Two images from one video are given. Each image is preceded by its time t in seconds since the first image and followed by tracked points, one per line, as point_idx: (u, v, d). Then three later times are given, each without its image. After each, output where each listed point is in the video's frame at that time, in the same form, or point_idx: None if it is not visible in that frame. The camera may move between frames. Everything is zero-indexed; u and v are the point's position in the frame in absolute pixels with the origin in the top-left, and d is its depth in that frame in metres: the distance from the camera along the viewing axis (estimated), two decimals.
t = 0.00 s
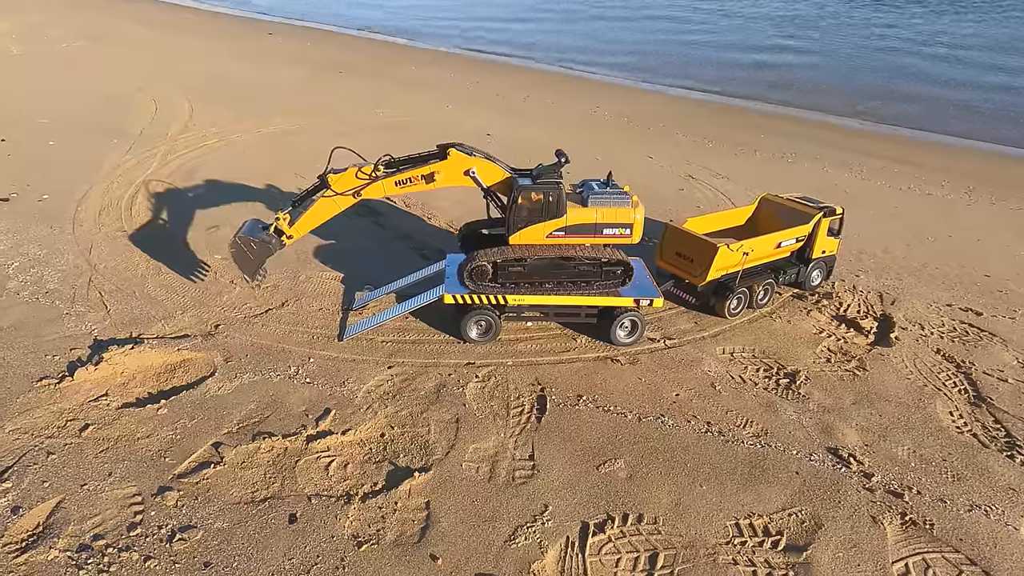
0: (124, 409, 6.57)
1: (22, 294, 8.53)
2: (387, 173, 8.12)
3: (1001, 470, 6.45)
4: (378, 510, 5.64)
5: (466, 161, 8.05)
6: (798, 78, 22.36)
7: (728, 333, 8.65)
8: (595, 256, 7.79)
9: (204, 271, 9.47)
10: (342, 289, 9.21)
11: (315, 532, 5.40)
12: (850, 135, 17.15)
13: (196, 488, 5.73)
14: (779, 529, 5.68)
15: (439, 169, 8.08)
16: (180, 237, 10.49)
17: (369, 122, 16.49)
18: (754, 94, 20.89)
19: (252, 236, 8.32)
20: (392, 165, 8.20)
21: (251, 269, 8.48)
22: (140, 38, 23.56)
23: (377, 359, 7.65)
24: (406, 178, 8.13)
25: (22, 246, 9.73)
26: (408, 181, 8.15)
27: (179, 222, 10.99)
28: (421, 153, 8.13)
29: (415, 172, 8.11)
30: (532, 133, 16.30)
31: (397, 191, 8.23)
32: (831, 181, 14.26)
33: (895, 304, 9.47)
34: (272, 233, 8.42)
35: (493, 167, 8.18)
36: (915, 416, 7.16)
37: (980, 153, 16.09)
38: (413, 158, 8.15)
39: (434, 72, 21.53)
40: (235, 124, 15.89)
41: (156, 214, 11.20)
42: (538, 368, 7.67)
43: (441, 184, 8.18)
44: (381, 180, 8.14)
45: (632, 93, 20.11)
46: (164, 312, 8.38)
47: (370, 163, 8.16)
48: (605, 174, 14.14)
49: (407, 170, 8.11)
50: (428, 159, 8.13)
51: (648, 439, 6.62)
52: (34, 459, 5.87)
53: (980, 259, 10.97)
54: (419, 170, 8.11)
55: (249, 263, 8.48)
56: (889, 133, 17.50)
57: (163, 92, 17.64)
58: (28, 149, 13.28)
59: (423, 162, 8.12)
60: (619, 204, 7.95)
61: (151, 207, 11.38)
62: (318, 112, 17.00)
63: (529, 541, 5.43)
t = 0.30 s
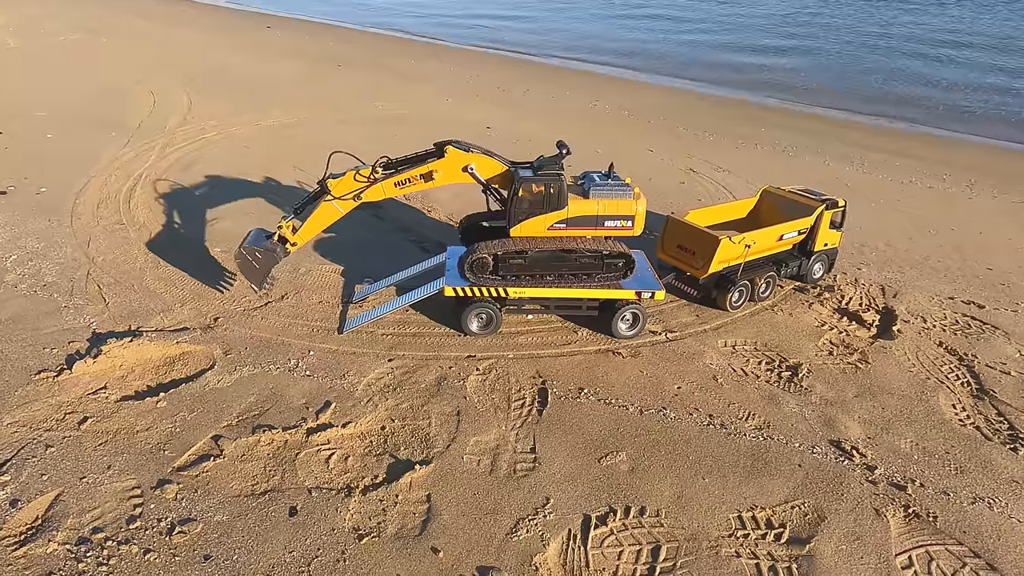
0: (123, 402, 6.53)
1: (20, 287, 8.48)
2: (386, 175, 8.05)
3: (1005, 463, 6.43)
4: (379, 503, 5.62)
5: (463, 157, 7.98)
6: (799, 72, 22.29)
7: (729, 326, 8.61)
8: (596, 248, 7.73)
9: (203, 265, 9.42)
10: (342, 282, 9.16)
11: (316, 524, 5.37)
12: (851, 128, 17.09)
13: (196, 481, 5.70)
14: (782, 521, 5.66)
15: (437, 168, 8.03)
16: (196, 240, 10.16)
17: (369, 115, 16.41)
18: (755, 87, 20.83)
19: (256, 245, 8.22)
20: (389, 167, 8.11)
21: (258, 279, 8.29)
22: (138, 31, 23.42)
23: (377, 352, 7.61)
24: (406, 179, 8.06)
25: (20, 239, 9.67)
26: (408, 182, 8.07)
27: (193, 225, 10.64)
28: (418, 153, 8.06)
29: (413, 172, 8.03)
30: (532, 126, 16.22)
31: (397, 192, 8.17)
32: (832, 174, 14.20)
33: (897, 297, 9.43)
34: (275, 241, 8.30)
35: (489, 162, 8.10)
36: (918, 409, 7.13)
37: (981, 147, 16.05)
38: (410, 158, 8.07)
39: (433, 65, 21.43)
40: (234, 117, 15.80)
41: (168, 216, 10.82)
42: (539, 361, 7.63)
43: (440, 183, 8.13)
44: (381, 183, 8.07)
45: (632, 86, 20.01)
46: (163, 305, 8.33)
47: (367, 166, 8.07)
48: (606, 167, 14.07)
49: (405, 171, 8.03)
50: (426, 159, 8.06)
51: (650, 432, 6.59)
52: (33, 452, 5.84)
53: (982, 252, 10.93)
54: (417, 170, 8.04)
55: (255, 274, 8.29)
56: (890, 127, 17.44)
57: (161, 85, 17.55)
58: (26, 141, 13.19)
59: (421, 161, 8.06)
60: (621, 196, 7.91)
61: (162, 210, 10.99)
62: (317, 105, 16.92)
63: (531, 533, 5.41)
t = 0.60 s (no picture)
0: (122, 395, 6.50)
1: (18, 279, 8.43)
2: (386, 176, 7.97)
3: (1007, 455, 6.41)
4: (380, 495, 5.59)
5: (462, 154, 7.92)
6: (800, 64, 22.16)
7: (730, 318, 8.57)
8: (597, 240, 7.69)
9: (202, 258, 9.37)
10: (342, 274, 9.12)
11: (316, 516, 5.35)
12: (852, 120, 17.02)
13: (196, 473, 5.68)
14: (784, 513, 5.64)
15: (435, 166, 7.95)
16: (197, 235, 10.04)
17: (367, 107, 16.32)
18: (755, 79, 20.74)
19: (261, 255, 8.01)
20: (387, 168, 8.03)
21: (266, 286, 8.08)
22: (135, 23, 23.27)
23: (377, 344, 7.58)
24: (406, 179, 7.99)
25: (17, 231, 9.61)
26: (408, 181, 8.01)
27: (208, 227, 10.31)
28: (416, 152, 7.98)
29: (412, 171, 7.96)
30: (532, 118, 16.14)
31: (398, 192, 8.11)
32: (833, 166, 14.14)
33: (899, 289, 9.39)
34: (280, 249, 8.12)
35: (487, 156, 8.04)
36: (920, 401, 7.11)
37: (983, 138, 15.99)
38: (408, 158, 7.99)
39: (432, 57, 21.32)
40: (232, 109, 15.71)
41: (183, 220, 10.45)
42: (540, 353, 7.60)
43: (439, 180, 8.06)
44: (380, 184, 8.00)
45: (633, 78, 19.91)
46: (161, 297, 8.29)
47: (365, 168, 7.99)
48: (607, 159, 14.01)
49: (404, 171, 7.96)
50: (424, 157, 7.98)
51: (651, 423, 6.57)
52: (32, 445, 5.80)
53: (983, 244, 10.90)
54: (416, 169, 7.96)
55: (263, 282, 8.06)
56: (891, 118, 17.36)
57: (158, 77, 17.43)
58: (23, 133, 13.11)
59: (420, 160, 7.99)
60: (622, 186, 7.87)
61: (175, 213, 10.61)
62: (315, 97, 16.82)
63: (532, 525, 5.39)
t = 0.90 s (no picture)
0: (121, 387, 6.48)
1: (15, 272, 8.39)
2: (385, 175, 7.93)
3: (1006, 446, 6.42)
4: (380, 487, 5.59)
5: (460, 149, 7.87)
6: (800, 56, 22.05)
7: (730, 310, 8.56)
8: (597, 232, 7.65)
9: (200, 250, 9.33)
10: (340, 266, 9.09)
11: (317, 508, 5.35)
12: (852, 111, 16.95)
13: (195, 465, 5.67)
14: (784, 504, 5.65)
15: (434, 163, 7.90)
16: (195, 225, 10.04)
17: (365, 99, 16.23)
18: (755, 71, 20.66)
19: (267, 258, 7.91)
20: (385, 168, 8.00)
21: (273, 288, 7.87)
22: (132, 14, 23.10)
23: (377, 336, 7.56)
24: (405, 177, 7.96)
25: (14, 224, 9.57)
26: (408, 179, 7.98)
27: (223, 229, 10.03)
28: (414, 150, 7.95)
29: (411, 169, 7.92)
30: (531, 110, 16.07)
31: (398, 191, 8.06)
32: (833, 158, 14.10)
33: (898, 281, 9.38)
34: (285, 252, 8.01)
35: (486, 150, 7.99)
36: (919, 392, 7.11)
37: (983, 130, 15.94)
38: (407, 156, 7.95)
39: (430, 49, 21.20)
40: (229, 101, 15.61)
41: (196, 221, 10.17)
42: (540, 345, 7.59)
43: (439, 177, 8.02)
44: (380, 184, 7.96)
45: (632, 70, 19.81)
46: (159, 290, 8.26)
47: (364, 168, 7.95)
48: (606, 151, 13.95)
49: (403, 169, 7.92)
50: (423, 155, 7.94)
51: (651, 415, 6.57)
52: (31, 437, 5.79)
53: (983, 236, 10.88)
54: (415, 167, 7.92)
55: (269, 285, 7.87)
56: (891, 110, 17.30)
57: (155, 69, 17.32)
58: (19, 125, 13.02)
59: (418, 158, 7.94)
60: (622, 179, 7.83)
61: (187, 215, 10.32)
62: (313, 89, 16.73)
63: (533, 517, 5.39)
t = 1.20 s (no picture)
0: (120, 379, 6.46)
1: (13, 264, 8.35)
2: (385, 167, 7.88)
3: (1007, 438, 6.40)
4: (380, 479, 5.58)
5: (461, 140, 7.81)
6: (802, 49, 21.92)
7: (730, 302, 8.53)
8: (598, 224, 7.61)
9: (199, 243, 9.29)
10: (339, 259, 9.05)
11: (316, 501, 5.34)
12: (853, 104, 16.88)
13: (194, 457, 5.65)
14: (784, 496, 5.64)
15: (435, 154, 7.85)
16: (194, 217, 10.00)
17: (365, 91, 16.14)
18: (756, 63, 20.56)
19: (267, 251, 7.88)
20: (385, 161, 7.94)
21: (273, 281, 7.84)
22: (129, 6, 22.96)
23: (376, 328, 7.53)
24: (405, 170, 7.89)
25: (12, 216, 9.52)
26: (408, 172, 7.92)
27: (224, 222, 9.98)
28: (414, 142, 7.89)
29: (411, 162, 7.86)
30: (531, 102, 16.00)
31: (399, 184, 8.01)
32: (834, 150, 14.03)
33: (899, 274, 9.34)
34: (285, 245, 8.00)
35: (487, 141, 7.94)
36: (920, 384, 7.09)
37: (984, 122, 15.87)
38: (406, 148, 7.89)
39: (430, 41, 21.09)
40: (228, 93, 15.53)
41: (195, 213, 10.11)
42: (540, 338, 7.56)
43: (439, 169, 7.97)
44: (380, 177, 7.90)
45: (632, 63, 19.70)
46: (158, 282, 8.22)
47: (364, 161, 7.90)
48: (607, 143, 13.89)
49: (404, 162, 7.86)
50: (423, 147, 7.89)
51: (651, 407, 6.55)
52: (29, 430, 5.77)
53: (984, 228, 10.83)
54: (416, 159, 7.86)
55: (269, 278, 7.83)
56: (892, 102, 17.22)
57: (153, 61, 17.22)
58: (16, 117, 12.95)
59: (419, 150, 7.89)
60: (624, 170, 7.79)
61: (187, 208, 10.25)
62: (312, 81, 16.65)
63: (532, 509, 5.38)
